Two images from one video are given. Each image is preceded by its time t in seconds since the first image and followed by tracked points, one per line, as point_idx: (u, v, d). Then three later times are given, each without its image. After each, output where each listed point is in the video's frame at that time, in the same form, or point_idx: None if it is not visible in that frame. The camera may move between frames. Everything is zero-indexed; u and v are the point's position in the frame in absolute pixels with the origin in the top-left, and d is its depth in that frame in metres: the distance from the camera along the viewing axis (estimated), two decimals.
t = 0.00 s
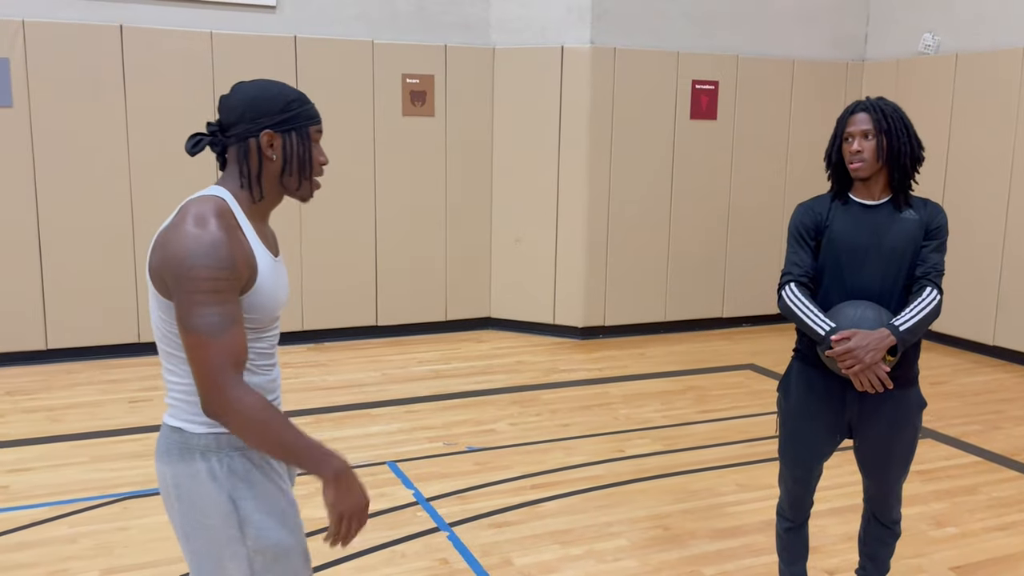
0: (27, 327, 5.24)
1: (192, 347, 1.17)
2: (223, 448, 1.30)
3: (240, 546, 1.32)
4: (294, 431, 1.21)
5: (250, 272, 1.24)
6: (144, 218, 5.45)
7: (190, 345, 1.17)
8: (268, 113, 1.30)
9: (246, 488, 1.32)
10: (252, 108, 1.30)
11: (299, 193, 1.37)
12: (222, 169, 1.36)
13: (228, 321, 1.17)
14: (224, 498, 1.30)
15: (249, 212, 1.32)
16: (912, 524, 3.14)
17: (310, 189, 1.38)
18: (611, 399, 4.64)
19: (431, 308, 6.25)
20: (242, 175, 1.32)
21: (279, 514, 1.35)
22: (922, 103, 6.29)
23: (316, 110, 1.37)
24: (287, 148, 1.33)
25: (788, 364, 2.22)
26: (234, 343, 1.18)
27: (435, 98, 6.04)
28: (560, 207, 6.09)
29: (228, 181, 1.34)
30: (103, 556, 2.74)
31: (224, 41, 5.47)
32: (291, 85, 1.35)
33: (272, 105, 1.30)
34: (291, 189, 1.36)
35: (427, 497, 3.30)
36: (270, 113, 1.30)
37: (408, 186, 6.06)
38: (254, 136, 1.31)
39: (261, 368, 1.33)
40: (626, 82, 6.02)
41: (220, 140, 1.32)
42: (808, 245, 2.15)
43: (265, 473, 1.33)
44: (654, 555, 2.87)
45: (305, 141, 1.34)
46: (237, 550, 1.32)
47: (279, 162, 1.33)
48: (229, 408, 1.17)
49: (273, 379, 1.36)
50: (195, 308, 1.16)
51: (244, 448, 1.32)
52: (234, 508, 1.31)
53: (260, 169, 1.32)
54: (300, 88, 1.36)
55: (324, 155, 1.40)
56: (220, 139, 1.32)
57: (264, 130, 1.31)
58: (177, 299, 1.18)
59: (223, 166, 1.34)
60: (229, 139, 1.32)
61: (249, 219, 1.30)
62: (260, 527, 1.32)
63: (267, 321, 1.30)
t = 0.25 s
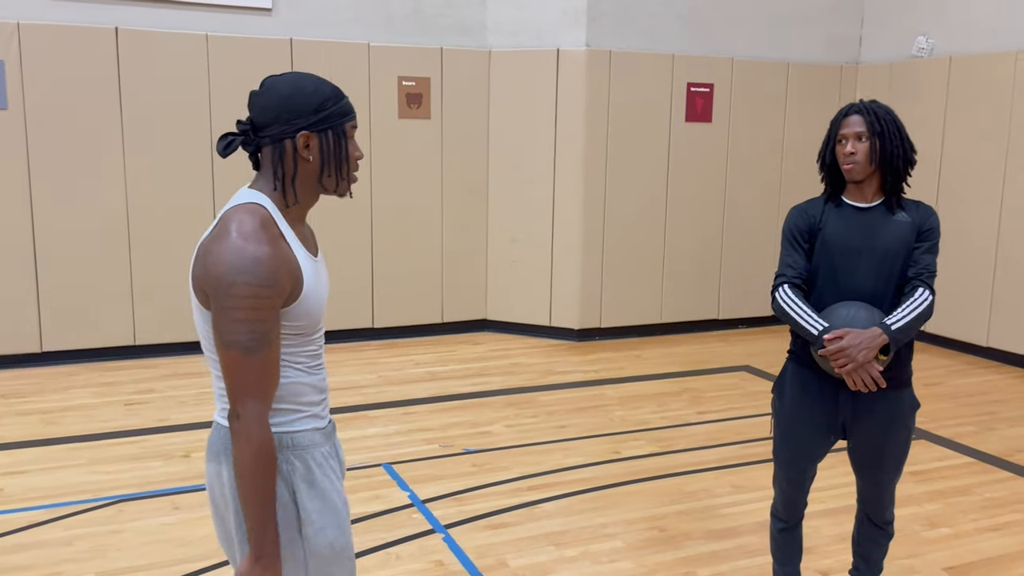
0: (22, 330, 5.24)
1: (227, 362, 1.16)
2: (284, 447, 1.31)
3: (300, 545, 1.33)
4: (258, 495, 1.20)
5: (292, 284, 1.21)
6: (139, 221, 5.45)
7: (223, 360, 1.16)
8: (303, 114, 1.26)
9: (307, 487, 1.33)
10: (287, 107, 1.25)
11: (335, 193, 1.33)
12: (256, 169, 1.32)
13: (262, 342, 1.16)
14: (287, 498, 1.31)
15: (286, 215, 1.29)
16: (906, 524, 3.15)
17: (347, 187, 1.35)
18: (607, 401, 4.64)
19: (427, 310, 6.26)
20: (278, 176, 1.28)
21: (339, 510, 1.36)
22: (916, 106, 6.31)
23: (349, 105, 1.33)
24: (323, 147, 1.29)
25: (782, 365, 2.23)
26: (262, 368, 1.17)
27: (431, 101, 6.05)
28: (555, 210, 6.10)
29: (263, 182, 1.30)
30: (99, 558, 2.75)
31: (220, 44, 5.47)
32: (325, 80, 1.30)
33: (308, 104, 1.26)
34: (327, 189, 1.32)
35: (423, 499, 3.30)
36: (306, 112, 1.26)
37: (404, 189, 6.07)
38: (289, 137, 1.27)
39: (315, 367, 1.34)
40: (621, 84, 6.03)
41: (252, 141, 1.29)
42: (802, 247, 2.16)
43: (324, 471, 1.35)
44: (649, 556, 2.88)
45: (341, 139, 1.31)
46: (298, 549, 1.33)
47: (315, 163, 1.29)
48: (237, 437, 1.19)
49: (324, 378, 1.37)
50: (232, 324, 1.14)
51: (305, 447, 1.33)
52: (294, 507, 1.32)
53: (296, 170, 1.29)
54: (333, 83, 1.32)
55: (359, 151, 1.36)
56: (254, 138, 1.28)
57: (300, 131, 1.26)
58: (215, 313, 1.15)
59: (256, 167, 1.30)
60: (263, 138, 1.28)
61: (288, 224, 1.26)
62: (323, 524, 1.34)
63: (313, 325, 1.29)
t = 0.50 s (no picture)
0: (11, 334, 5.21)
1: (255, 374, 1.09)
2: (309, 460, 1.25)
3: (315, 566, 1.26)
4: (309, 510, 1.14)
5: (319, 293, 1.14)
6: (128, 224, 5.43)
7: (251, 372, 1.09)
8: (334, 115, 1.18)
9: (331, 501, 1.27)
10: (317, 109, 1.17)
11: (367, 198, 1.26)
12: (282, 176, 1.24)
13: (292, 353, 1.09)
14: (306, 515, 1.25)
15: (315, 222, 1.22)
16: (896, 526, 3.16)
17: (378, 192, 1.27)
18: (598, 403, 4.64)
19: (418, 312, 6.25)
20: (308, 182, 1.21)
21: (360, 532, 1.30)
22: (906, 108, 6.33)
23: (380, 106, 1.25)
24: (356, 150, 1.21)
25: (773, 367, 2.23)
26: (293, 380, 1.10)
27: (422, 103, 6.04)
28: (547, 211, 6.10)
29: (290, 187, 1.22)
30: (86, 563, 2.73)
31: (210, 47, 5.46)
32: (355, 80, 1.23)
33: (339, 105, 1.18)
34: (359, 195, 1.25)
35: (413, 502, 3.29)
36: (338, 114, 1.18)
37: (395, 191, 6.06)
38: (320, 141, 1.19)
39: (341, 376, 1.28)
40: (613, 87, 6.04)
41: (279, 144, 1.20)
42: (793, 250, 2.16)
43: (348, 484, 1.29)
44: (639, 558, 2.88)
45: (373, 142, 1.23)
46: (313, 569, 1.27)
47: (347, 167, 1.21)
48: (271, 455, 1.11)
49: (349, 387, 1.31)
50: (260, 333, 1.07)
51: (331, 459, 1.27)
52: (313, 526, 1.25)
53: (327, 175, 1.21)
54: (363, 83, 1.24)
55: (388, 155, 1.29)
56: (280, 142, 1.20)
57: (332, 134, 1.19)
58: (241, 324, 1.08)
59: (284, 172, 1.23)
60: (291, 143, 1.20)
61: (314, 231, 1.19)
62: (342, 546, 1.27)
63: (340, 334, 1.22)
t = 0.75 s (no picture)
0: None
1: (303, 375, 1.11)
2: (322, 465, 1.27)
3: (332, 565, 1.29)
4: (369, 497, 1.17)
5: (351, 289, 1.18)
6: (116, 226, 5.40)
7: (300, 374, 1.11)
8: (355, 114, 1.21)
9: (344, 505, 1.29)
10: (338, 108, 1.21)
11: (385, 195, 1.29)
12: (302, 175, 1.27)
13: (336, 349, 1.12)
14: (325, 515, 1.28)
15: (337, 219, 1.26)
16: (885, 524, 3.17)
17: (395, 188, 1.31)
18: (589, 404, 4.65)
19: (408, 314, 6.24)
20: (329, 180, 1.24)
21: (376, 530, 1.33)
22: (894, 109, 6.36)
23: (397, 104, 1.28)
24: (375, 148, 1.25)
25: (762, 366, 2.23)
26: (341, 374, 1.13)
27: (412, 104, 6.03)
28: (537, 212, 6.10)
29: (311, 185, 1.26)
30: (74, 567, 2.72)
31: (199, 48, 5.44)
32: (373, 79, 1.26)
33: (359, 104, 1.22)
34: (378, 191, 1.28)
35: (403, 504, 3.29)
36: (358, 113, 1.22)
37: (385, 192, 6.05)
38: (341, 139, 1.22)
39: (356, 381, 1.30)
40: (602, 87, 6.04)
41: (301, 143, 1.24)
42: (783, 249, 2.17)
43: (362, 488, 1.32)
44: (630, 558, 2.88)
45: (392, 139, 1.26)
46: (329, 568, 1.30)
47: (367, 165, 1.25)
48: (329, 452, 1.14)
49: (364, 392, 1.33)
50: (304, 334, 1.10)
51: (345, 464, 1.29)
52: (331, 525, 1.28)
53: (348, 172, 1.24)
54: (380, 83, 1.28)
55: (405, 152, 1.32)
56: (301, 141, 1.24)
57: (353, 132, 1.22)
58: (284, 328, 1.11)
59: (305, 171, 1.26)
60: (312, 142, 1.23)
61: (338, 231, 1.22)
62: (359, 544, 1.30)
63: (362, 333, 1.25)
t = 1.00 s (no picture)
0: None
1: (328, 373, 1.14)
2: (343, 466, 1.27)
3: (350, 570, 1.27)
4: (386, 493, 1.20)
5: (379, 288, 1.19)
6: (102, 227, 5.37)
7: (326, 371, 1.14)
8: (378, 117, 1.24)
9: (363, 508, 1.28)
10: (362, 112, 1.23)
11: (407, 197, 1.32)
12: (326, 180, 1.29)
13: (363, 348, 1.14)
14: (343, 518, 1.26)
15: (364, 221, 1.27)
16: (873, 523, 3.18)
17: (416, 190, 1.33)
18: (578, 404, 4.65)
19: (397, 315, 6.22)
20: (355, 184, 1.26)
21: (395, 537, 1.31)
22: (881, 110, 6.40)
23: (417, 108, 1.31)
24: (399, 151, 1.27)
25: (751, 366, 2.24)
26: (366, 372, 1.15)
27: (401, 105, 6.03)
28: (527, 212, 6.10)
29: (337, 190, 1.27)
30: (61, 571, 2.70)
31: (186, 49, 5.42)
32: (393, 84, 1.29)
33: (382, 107, 1.24)
34: (401, 194, 1.30)
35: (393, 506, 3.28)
36: (382, 116, 1.24)
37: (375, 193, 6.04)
38: (366, 142, 1.24)
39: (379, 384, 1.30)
40: (591, 88, 6.05)
41: (325, 148, 1.25)
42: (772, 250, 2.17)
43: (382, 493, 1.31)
44: (620, 559, 2.89)
45: (413, 143, 1.29)
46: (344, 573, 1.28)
47: (391, 167, 1.27)
48: (350, 447, 1.16)
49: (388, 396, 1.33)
50: (332, 332, 1.12)
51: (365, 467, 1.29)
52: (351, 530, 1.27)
53: (373, 175, 1.26)
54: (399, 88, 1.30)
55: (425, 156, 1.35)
56: (326, 146, 1.25)
57: (377, 134, 1.24)
58: (312, 326, 1.13)
59: (330, 176, 1.27)
60: (337, 146, 1.25)
61: (365, 234, 1.24)
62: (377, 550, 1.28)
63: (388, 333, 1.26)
